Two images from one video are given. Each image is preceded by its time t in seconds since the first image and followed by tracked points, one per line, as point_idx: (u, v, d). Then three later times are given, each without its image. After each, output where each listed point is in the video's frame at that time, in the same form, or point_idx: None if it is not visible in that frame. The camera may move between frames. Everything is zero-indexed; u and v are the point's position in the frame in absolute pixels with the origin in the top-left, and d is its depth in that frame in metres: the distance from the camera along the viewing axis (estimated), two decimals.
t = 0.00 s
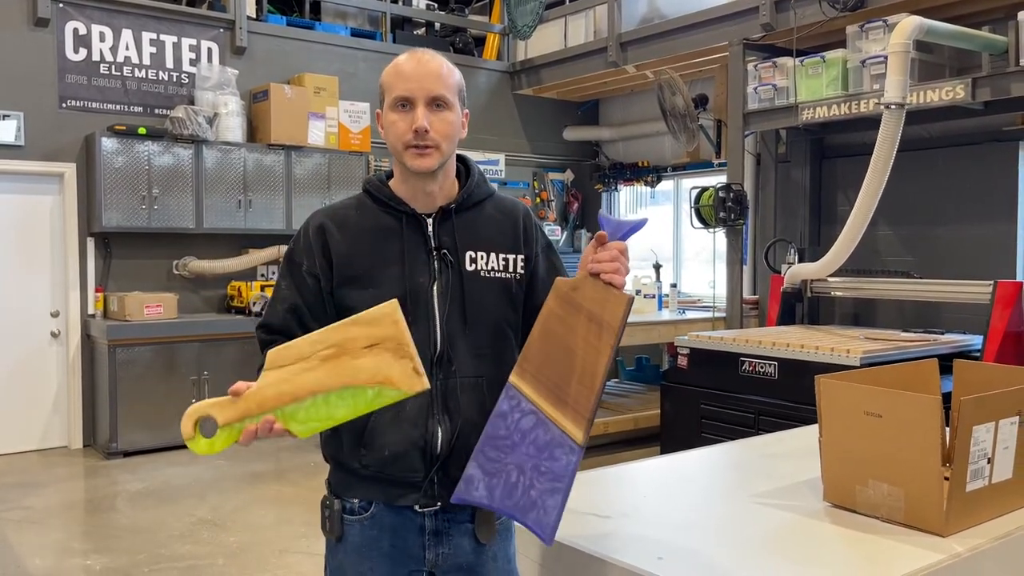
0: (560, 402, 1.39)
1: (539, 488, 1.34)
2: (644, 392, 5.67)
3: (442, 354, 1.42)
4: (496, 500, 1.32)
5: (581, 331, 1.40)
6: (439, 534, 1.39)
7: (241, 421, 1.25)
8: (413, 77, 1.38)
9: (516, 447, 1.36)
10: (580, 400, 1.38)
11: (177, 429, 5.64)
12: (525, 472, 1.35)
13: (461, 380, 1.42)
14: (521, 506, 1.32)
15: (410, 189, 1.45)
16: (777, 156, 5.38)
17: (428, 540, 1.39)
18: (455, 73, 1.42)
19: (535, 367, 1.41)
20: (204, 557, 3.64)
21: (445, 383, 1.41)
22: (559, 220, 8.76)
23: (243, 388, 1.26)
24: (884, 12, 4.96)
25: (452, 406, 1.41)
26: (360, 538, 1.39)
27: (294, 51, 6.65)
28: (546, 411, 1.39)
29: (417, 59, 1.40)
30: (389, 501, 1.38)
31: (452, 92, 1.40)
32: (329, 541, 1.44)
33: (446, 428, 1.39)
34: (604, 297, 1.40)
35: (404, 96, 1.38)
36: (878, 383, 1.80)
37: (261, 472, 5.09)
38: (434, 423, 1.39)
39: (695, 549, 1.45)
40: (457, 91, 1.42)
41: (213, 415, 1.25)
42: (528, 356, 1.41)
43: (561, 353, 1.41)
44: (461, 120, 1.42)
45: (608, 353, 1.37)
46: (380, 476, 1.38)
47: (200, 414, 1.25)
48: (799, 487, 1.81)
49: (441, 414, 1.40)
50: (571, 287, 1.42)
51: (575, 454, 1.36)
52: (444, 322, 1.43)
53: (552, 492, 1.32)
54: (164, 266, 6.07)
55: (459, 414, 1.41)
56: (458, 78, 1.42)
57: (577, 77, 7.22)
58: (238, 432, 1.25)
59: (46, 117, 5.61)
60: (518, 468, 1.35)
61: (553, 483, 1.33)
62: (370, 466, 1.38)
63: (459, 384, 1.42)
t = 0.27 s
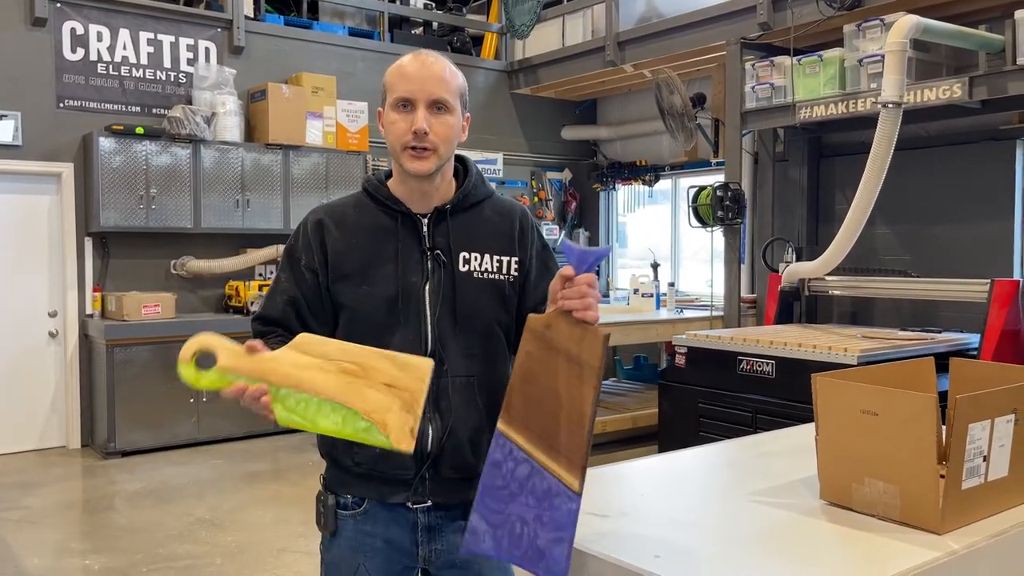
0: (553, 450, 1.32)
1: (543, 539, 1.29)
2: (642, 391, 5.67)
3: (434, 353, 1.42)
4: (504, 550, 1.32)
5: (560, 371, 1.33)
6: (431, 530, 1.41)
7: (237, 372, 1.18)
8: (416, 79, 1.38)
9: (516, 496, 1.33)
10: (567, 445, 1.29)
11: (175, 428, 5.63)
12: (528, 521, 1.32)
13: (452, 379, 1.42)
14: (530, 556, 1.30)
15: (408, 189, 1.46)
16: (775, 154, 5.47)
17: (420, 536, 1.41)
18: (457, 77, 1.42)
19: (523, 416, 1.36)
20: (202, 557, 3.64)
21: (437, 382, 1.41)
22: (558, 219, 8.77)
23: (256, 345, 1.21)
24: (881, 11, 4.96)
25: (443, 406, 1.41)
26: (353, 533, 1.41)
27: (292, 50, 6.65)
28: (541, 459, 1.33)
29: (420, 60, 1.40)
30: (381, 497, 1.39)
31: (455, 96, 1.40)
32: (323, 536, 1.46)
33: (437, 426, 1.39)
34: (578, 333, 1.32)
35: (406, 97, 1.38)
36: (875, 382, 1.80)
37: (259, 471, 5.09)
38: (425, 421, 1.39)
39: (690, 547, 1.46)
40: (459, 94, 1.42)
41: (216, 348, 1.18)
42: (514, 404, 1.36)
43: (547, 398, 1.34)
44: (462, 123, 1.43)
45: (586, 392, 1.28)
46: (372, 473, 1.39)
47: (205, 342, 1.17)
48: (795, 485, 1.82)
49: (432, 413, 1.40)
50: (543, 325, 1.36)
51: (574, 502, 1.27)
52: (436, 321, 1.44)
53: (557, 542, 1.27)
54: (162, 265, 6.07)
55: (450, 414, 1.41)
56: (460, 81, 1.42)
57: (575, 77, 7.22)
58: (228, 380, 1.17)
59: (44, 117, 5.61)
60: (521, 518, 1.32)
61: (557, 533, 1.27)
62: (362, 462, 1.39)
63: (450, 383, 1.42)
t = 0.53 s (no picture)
0: (554, 423, 1.33)
1: (556, 511, 1.32)
2: (640, 390, 5.67)
3: (431, 352, 1.42)
4: (518, 527, 1.35)
5: (552, 346, 1.34)
6: (426, 528, 1.41)
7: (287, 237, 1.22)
8: (423, 76, 1.39)
9: (524, 474, 1.35)
10: (567, 417, 1.30)
11: (174, 428, 5.63)
12: (540, 497, 1.34)
13: (449, 378, 1.42)
14: (545, 530, 1.33)
15: (411, 185, 1.46)
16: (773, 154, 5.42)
17: (414, 534, 1.40)
18: (462, 77, 1.43)
19: (521, 394, 1.37)
20: (201, 557, 3.64)
21: (433, 381, 1.41)
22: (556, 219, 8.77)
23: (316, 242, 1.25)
24: (878, 10, 4.96)
25: (439, 403, 1.41)
26: (349, 530, 1.41)
27: (290, 51, 6.64)
28: (544, 435, 1.34)
29: (426, 61, 1.42)
30: (376, 495, 1.39)
31: (460, 95, 1.41)
32: (319, 533, 1.45)
33: (431, 425, 1.40)
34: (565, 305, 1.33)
35: (412, 91, 1.39)
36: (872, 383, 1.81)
37: (257, 471, 5.09)
38: (420, 419, 1.39)
39: (687, 546, 1.46)
40: (463, 93, 1.43)
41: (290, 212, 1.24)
42: (511, 385, 1.37)
43: (543, 373, 1.34)
44: (465, 123, 1.43)
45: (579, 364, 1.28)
46: (367, 471, 1.39)
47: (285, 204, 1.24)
48: (792, 485, 1.82)
49: (427, 411, 1.40)
50: (530, 304, 1.36)
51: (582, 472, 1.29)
52: (434, 320, 1.44)
53: (569, 514, 1.30)
54: (160, 265, 6.07)
55: (445, 413, 1.41)
56: (464, 80, 1.43)
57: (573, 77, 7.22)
58: (274, 235, 1.21)
59: (42, 117, 5.60)
60: (531, 493, 1.34)
61: (567, 503, 1.30)
62: (357, 460, 1.39)
63: (446, 382, 1.42)
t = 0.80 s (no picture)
0: (551, 410, 1.36)
1: (552, 498, 1.33)
2: (637, 390, 5.68)
3: (436, 350, 1.42)
4: (514, 519, 1.35)
5: (555, 335, 1.36)
6: (431, 526, 1.40)
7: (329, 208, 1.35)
8: (434, 82, 1.39)
9: (521, 463, 1.35)
10: (567, 405, 1.33)
11: (171, 429, 5.63)
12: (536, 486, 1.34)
13: (453, 377, 1.42)
14: (539, 519, 1.34)
15: (416, 188, 1.47)
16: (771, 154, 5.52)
17: (419, 532, 1.40)
18: (475, 86, 1.42)
19: (521, 382, 1.38)
20: (198, 557, 3.64)
21: (437, 379, 1.42)
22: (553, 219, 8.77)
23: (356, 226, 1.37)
24: (875, 10, 4.97)
25: (443, 401, 1.41)
26: (355, 527, 1.40)
27: (287, 51, 6.64)
28: (542, 423, 1.36)
29: (440, 67, 1.41)
30: (381, 492, 1.39)
31: (469, 105, 1.41)
32: (324, 531, 1.44)
33: (436, 422, 1.40)
34: (569, 296, 1.35)
35: (421, 96, 1.39)
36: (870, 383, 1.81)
37: (255, 471, 5.09)
38: (425, 417, 1.40)
39: (686, 545, 1.46)
40: (474, 102, 1.42)
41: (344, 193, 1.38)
42: (513, 373, 1.38)
43: (543, 361, 1.37)
44: (473, 133, 1.43)
45: (582, 352, 1.32)
46: (372, 468, 1.39)
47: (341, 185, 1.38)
48: (791, 484, 1.82)
49: (433, 408, 1.40)
50: (534, 295, 1.38)
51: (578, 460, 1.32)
52: (439, 319, 1.44)
53: (564, 502, 1.31)
54: (158, 266, 6.07)
55: (449, 411, 1.41)
56: (476, 90, 1.42)
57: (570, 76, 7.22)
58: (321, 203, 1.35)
59: (39, 117, 5.60)
60: (527, 483, 1.35)
61: (563, 492, 1.32)
62: (363, 458, 1.39)
63: (450, 381, 1.42)
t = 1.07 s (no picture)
0: (552, 413, 1.36)
1: (547, 499, 1.32)
2: (636, 390, 5.67)
3: (442, 351, 1.43)
4: (508, 519, 1.32)
5: (561, 339, 1.37)
6: (439, 525, 1.40)
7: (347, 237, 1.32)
8: (437, 89, 1.38)
9: (519, 463, 1.34)
10: (569, 408, 1.34)
11: (169, 429, 5.62)
12: (532, 487, 1.33)
13: (459, 377, 1.42)
14: (533, 520, 1.32)
15: (423, 193, 1.47)
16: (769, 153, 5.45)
17: (427, 531, 1.40)
18: (478, 89, 1.42)
19: (524, 383, 1.38)
20: (196, 557, 3.64)
21: (443, 380, 1.42)
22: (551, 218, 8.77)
23: (373, 256, 1.33)
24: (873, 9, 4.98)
25: (449, 401, 1.41)
26: (363, 527, 1.40)
27: (284, 50, 6.63)
28: (542, 424, 1.36)
29: (443, 73, 1.40)
30: (388, 492, 1.39)
31: (473, 110, 1.40)
32: (333, 533, 1.44)
33: (442, 422, 1.40)
34: (578, 302, 1.37)
35: (424, 103, 1.39)
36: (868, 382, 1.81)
37: (253, 472, 5.09)
38: (431, 417, 1.40)
39: (685, 545, 1.46)
40: (478, 105, 1.41)
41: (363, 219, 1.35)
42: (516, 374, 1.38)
43: (546, 364, 1.38)
44: (478, 137, 1.42)
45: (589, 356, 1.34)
46: (379, 468, 1.39)
47: (361, 212, 1.35)
48: (789, 484, 1.82)
49: (439, 409, 1.41)
50: (543, 298, 1.39)
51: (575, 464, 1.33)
52: (445, 321, 1.44)
53: (560, 504, 1.30)
54: (155, 266, 6.06)
55: (456, 412, 1.41)
56: (479, 92, 1.41)
57: (568, 76, 7.22)
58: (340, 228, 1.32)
59: (36, 118, 5.59)
60: (523, 484, 1.33)
61: (559, 494, 1.31)
62: (370, 459, 1.39)
63: (457, 382, 1.42)
